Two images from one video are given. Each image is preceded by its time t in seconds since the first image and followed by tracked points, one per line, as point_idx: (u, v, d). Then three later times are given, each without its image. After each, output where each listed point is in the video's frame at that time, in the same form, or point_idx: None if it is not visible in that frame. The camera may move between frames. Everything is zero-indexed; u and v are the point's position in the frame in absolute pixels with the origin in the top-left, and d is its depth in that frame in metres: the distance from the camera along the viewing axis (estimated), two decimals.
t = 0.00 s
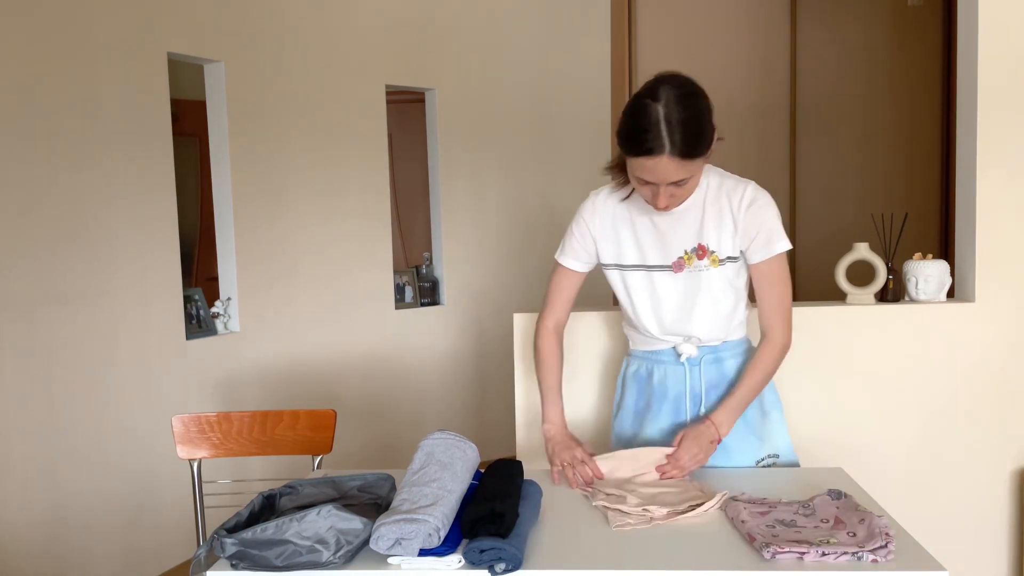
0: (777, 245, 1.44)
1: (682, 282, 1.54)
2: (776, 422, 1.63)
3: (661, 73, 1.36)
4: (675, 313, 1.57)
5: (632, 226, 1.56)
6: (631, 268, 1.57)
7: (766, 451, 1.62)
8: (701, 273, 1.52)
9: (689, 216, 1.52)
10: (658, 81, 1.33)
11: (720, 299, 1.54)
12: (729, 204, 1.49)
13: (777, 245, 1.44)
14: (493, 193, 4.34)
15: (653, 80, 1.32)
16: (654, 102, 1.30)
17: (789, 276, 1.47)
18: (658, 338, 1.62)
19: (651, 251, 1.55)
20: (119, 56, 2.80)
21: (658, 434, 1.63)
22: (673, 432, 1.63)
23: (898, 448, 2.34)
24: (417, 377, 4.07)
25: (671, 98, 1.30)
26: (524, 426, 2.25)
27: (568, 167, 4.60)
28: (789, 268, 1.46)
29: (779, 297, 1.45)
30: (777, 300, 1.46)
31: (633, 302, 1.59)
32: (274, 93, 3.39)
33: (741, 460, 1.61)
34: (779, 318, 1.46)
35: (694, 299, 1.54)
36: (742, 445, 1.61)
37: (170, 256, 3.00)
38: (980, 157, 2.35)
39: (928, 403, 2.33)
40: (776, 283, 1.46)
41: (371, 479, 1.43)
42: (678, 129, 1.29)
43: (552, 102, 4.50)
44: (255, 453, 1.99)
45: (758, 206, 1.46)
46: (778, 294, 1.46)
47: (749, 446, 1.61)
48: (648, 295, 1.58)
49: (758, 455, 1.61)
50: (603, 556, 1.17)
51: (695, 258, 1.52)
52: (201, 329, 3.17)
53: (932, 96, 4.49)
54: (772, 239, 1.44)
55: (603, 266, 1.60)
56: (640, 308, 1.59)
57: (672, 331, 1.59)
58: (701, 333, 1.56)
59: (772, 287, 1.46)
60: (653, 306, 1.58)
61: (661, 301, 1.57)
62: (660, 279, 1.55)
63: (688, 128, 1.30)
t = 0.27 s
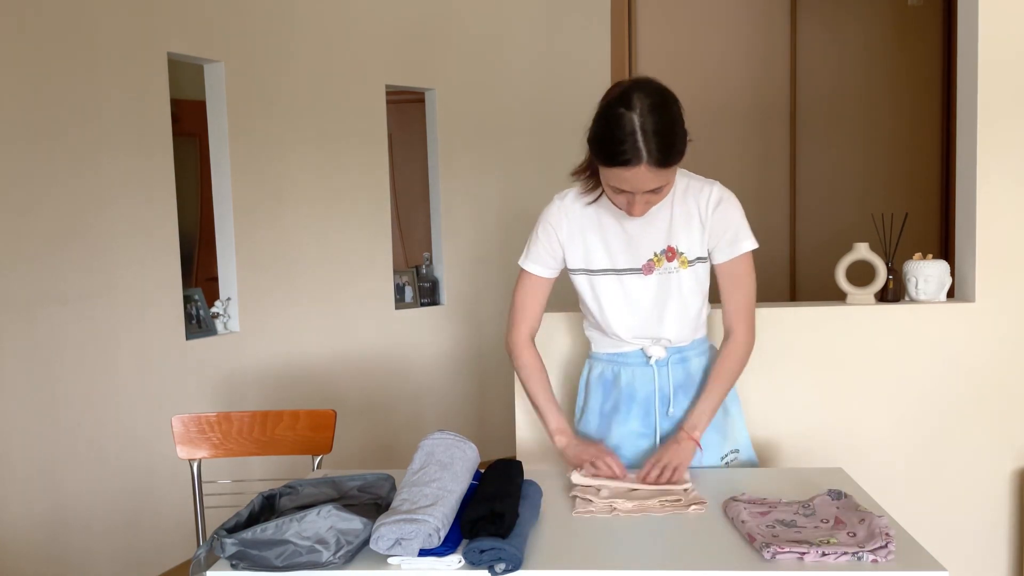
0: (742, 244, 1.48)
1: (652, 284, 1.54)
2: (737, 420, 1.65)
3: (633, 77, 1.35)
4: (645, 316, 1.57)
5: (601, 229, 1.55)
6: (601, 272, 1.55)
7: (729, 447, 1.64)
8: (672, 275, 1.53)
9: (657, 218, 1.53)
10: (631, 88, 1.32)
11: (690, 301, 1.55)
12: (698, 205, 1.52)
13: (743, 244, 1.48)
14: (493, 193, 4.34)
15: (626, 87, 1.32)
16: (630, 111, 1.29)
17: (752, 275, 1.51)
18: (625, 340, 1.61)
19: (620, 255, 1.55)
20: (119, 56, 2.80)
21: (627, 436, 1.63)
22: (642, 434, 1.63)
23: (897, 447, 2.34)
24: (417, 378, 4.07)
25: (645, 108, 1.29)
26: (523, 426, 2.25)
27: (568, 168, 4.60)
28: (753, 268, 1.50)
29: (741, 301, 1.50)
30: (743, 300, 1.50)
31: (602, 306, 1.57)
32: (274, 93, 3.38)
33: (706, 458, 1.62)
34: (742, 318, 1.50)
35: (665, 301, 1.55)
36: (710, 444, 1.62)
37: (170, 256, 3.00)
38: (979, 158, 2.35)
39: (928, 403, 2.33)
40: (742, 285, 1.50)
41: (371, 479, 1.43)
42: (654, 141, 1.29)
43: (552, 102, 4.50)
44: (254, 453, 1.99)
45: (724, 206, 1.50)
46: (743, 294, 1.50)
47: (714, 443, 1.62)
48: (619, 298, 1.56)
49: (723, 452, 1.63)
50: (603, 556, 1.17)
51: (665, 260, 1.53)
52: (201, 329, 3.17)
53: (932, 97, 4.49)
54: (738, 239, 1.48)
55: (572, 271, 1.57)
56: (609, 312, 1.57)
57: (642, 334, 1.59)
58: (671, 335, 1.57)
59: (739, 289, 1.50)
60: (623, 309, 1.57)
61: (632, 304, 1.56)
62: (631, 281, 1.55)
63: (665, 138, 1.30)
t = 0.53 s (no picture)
0: (743, 246, 1.51)
1: (653, 286, 1.54)
2: (734, 419, 1.66)
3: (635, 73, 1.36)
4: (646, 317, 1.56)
5: (601, 230, 1.54)
6: (602, 272, 1.55)
7: (727, 446, 1.65)
8: (673, 276, 1.53)
9: (658, 219, 1.53)
10: (633, 83, 1.32)
11: (691, 302, 1.55)
12: (698, 206, 1.53)
13: (743, 246, 1.51)
14: (493, 193, 4.34)
15: (628, 82, 1.32)
16: (631, 104, 1.30)
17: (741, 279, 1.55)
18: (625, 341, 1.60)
19: (620, 255, 1.54)
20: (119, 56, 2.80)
21: (625, 437, 1.63)
22: (639, 435, 1.63)
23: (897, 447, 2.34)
24: (417, 378, 4.07)
25: (647, 102, 1.30)
26: (523, 426, 2.25)
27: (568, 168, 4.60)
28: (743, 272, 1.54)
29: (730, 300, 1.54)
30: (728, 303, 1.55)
31: (604, 307, 1.56)
32: (273, 93, 3.38)
33: (705, 458, 1.62)
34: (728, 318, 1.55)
35: (666, 301, 1.55)
36: (707, 444, 1.62)
37: (170, 256, 3.00)
38: (979, 158, 2.35)
39: (928, 403, 2.33)
40: (730, 289, 1.54)
41: (371, 479, 1.43)
42: (655, 134, 1.29)
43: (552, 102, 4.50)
44: (254, 453, 1.99)
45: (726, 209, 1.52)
46: (729, 295, 1.54)
47: (712, 443, 1.62)
48: (620, 299, 1.56)
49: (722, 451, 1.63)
50: (603, 556, 1.17)
51: (666, 261, 1.52)
52: (201, 329, 3.17)
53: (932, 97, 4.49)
54: (739, 241, 1.50)
55: (573, 272, 1.55)
56: (611, 314, 1.57)
57: (643, 335, 1.58)
58: (671, 336, 1.58)
59: (727, 292, 1.54)
60: (625, 311, 1.56)
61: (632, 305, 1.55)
62: (631, 282, 1.54)
63: (666, 131, 1.30)
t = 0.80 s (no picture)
0: (699, 258, 1.49)
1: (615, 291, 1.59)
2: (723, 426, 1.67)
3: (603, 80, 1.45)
4: (612, 321, 1.61)
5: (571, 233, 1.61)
6: (568, 275, 1.62)
7: (715, 452, 1.64)
8: (634, 284, 1.57)
9: (623, 227, 1.57)
10: (603, 85, 1.40)
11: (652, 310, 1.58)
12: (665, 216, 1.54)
13: (699, 258, 1.49)
14: (493, 193, 4.34)
15: (597, 84, 1.40)
16: (602, 101, 1.38)
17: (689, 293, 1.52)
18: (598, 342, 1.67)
19: (587, 259, 1.60)
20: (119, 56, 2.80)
21: (607, 442, 1.64)
22: (620, 441, 1.64)
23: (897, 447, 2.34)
24: (418, 378, 4.07)
25: (618, 99, 1.37)
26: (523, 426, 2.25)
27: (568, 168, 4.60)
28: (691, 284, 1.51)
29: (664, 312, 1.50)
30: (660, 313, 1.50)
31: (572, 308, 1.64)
32: (274, 93, 3.38)
33: (688, 463, 1.61)
34: (655, 329, 1.50)
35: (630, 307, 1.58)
36: (689, 451, 1.61)
37: (170, 255, 3.00)
38: (979, 158, 2.35)
39: (928, 403, 2.33)
40: (672, 296, 1.50)
41: (371, 479, 1.43)
42: (626, 128, 1.36)
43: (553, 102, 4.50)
44: (254, 453, 1.99)
45: (692, 218, 1.52)
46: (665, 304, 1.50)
47: (696, 449, 1.62)
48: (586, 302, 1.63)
49: (709, 457, 1.63)
50: (605, 557, 1.17)
51: (628, 270, 1.57)
52: (201, 329, 3.17)
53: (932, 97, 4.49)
54: (694, 252, 1.49)
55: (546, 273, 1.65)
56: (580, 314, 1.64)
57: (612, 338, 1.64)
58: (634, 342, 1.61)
59: (665, 299, 1.50)
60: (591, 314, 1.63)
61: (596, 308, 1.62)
62: (595, 287, 1.60)
63: (636, 126, 1.37)
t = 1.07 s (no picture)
0: (803, 250, 1.56)
1: (715, 282, 1.54)
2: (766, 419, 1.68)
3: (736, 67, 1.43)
4: (703, 313, 1.56)
5: (673, 221, 1.54)
6: (672, 263, 1.53)
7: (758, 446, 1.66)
8: (733, 273, 1.55)
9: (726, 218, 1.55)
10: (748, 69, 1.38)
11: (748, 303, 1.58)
12: (763, 209, 1.57)
13: (803, 250, 1.56)
14: (493, 193, 4.34)
15: (745, 69, 1.38)
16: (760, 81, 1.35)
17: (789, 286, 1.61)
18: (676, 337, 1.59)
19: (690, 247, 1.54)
20: (119, 56, 2.80)
21: (663, 435, 1.62)
22: (677, 433, 1.62)
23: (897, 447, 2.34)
24: (418, 378, 4.07)
25: (772, 82, 1.36)
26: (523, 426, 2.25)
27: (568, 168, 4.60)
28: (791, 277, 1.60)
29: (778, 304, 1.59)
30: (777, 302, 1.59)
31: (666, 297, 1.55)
32: (274, 93, 3.38)
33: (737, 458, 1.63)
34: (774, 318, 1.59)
35: (728, 298, 1.56)
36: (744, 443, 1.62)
37: (170, 255, 3.00)
38: (979, 158, 2.35)
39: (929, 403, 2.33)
40: (780, 286, 1.59)
41: (371, 479, 1.43)
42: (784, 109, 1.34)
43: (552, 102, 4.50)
44: (254, 453, 1.99)
45: (788, 215, 1.58)
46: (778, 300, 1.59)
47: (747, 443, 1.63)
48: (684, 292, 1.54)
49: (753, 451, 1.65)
50: (605, 557, 1.17)
51: (729, 258, 1.54)
52: (201, 329, 3.17)
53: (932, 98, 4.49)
54: (797, 246, 1.56)
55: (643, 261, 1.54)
56: (672, 306, 1.55)
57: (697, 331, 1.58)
58: (720, 333, 1.59)
59: (777, 292, 1.59)
60: (685, 305, 1.55)
61: (695, 298, 1.55)
62: (694, 276, 1.54)
63: (793, 108, 1.36)
